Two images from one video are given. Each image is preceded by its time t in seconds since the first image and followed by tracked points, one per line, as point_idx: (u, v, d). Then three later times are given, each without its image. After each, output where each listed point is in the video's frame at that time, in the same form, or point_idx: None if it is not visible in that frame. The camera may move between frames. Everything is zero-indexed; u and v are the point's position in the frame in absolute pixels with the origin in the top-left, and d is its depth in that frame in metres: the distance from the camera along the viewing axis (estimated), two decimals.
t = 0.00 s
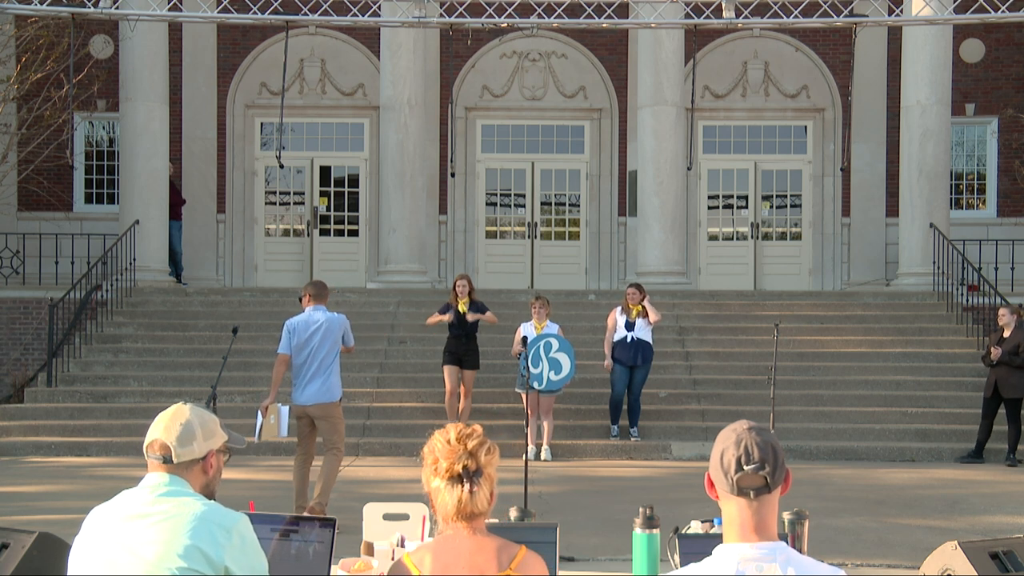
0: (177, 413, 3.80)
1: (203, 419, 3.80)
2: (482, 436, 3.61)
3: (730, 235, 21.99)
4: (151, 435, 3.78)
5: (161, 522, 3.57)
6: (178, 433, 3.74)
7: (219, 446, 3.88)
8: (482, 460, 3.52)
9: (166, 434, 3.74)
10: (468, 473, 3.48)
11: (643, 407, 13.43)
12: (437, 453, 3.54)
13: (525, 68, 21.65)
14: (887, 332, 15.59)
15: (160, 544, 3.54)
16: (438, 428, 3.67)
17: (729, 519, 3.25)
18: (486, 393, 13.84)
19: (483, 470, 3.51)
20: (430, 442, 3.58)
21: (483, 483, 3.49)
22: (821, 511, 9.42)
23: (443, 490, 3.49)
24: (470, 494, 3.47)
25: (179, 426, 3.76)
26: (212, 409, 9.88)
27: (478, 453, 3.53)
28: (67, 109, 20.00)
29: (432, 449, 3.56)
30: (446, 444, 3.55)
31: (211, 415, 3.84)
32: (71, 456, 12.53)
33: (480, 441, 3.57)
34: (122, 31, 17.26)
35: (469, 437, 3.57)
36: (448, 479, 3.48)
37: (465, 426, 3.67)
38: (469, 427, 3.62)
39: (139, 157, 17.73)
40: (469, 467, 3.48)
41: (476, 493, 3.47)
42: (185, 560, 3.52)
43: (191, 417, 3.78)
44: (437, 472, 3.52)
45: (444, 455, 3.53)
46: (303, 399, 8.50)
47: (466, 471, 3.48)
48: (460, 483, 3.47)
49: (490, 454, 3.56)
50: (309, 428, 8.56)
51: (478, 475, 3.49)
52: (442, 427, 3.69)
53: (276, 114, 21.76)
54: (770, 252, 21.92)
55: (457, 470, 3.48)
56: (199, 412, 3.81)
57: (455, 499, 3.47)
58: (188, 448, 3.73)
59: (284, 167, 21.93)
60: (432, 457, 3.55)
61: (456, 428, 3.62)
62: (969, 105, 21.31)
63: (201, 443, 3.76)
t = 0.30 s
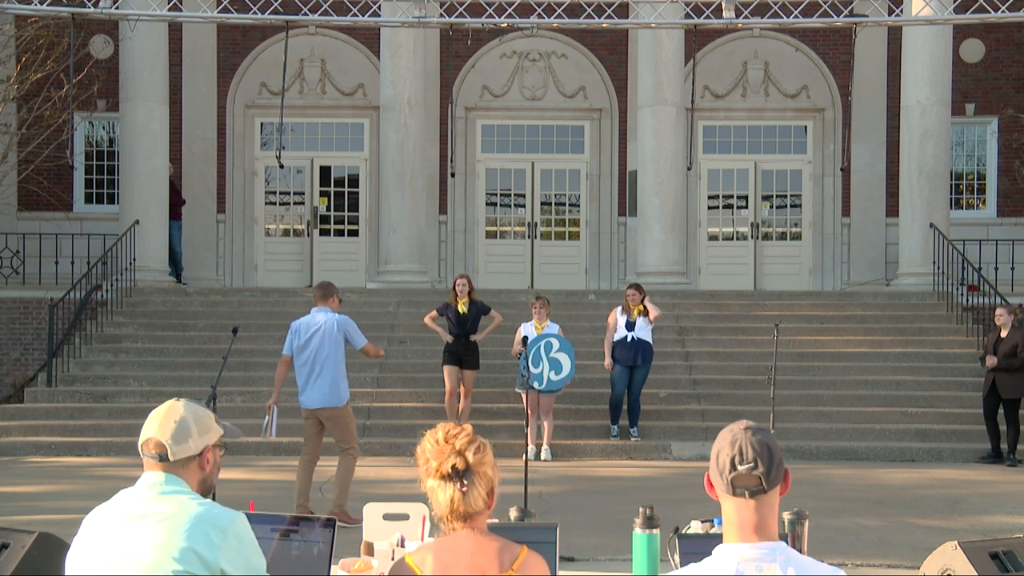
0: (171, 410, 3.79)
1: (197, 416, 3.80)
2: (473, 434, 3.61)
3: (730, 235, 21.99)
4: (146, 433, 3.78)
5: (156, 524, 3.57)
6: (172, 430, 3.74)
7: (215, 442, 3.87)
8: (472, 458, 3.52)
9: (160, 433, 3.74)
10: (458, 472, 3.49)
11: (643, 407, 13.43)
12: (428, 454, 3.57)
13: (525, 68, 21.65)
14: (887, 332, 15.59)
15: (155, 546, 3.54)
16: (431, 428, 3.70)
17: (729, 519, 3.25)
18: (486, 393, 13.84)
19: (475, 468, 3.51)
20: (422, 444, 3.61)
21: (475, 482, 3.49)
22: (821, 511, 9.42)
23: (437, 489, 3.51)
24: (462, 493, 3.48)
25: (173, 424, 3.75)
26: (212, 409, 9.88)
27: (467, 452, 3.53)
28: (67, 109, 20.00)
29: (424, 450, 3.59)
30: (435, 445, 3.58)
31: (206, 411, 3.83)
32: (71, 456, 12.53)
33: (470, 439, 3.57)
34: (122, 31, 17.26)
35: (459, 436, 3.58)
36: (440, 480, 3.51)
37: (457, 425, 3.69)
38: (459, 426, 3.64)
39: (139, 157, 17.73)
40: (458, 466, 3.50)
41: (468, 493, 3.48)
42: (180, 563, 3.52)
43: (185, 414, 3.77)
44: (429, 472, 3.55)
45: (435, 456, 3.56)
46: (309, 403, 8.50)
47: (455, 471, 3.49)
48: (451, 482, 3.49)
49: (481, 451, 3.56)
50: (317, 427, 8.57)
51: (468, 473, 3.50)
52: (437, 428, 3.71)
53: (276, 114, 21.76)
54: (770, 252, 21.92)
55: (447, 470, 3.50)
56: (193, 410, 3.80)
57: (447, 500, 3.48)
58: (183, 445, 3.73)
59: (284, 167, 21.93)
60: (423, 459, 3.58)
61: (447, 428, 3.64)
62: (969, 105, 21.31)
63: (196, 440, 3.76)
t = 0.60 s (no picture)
0: (168, 406, 3.78)
1: (194, 412, 3.79)
2: (474, 433, 3.61)
3: (730, 235, 21.99)
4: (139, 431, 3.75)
5: (156, 527, 3.56)
6: (170, 423, 3.72)
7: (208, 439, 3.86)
8: (472, 457, 3.52)
9: (160, 426, 3.72)
10: (458, 471, 3.49)
11: (643, 407, 13.43)
12: (428, 452, 3.57)
13: (525, 68, 21.65)
14: (887, 332, 15.59)
15: (156, 551, 3.53)
16: (431, 427, 3.70)
17: (729, 520, 3.25)
18: (486, 393, 13.85)
19: (475, 467, 3.51)
20: (422, 442, 3.61)
21: (475, 480, 3.49)
22: (821, 511, 9.42)
23: (438, 487, 3.51)
24: (463, 492, 3.48)
25: (171, 417, 3.74)
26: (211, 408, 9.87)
27: (467, 450, 3.53)
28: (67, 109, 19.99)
29: (424, 449, 3.59)
30: (435, 443, 3.58)
31: (200, 409, 3.82)
32: (71, 456, 12.53)
33: (470, 438, 3.57)
34: (122, 31, 17.26)
35: (460, 434, 3.58)
36: (440, 479, 3.51)
37: (456, 424, 3.69)
38: (459, 424, 3.64)
39: (139, 157, 17.73)
40: (458, 465, 3.50)
41: (468, 493, 3.47)
42: (181, 567, 3.51)
43: (183, 409, 3.76)
44: (430, 470, 3.55)
45: (436, 455, 3.56)
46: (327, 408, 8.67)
47: (455, 470, 3.49)
48: (451, 481, 3.49)
49: (482, 450, 3.55)
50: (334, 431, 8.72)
51: (469, 472, 3.49)
52: (437, 427, 3.71)
53: (276, 114, 21.76)
54: (770, 252, 21.92)
55: (447, 468, 3.50)
56: (188, 407, 3.79)
57: (447, 500, 3.48)
58: (184, 438, 3.71)
59: (284, 167, 21.93)
60: (423, 458, 3.58)
61: (447, 427, 3.64)
62: (969, 105, 21.31)
63: (196, 434, 3.75)
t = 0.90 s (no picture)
0: (144, 413, 3.73)
1: (168, 419, 3.76)
2: (480, 429, 3.61)
3: (730, 235, 21.98)
4: (118, 437, 3.69)
5: (150, 526, 3.56)
6: (152, 424, 3.68)
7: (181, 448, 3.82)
8: (478, 453, 3.51)
9: (142, 428, 3.66)
10: (464, 467, 3.49)
11: (642, 407, 13.43)
12: (434, 447, 3.57)
13: (525, 68, 21.65)
14: (887, 332, 15.59)
15: (152, 549, 3.53)
16: (436, 422, 3.70)
17: (729, 519, 3.25)
18: (486, 393, 13.85)
19: (480, 463, 3.51)
20: (427, 437, 3.61)
21: (480, 477, 3.49)
22: (821, 511, 9.42)
23: (442, 483, 3.50)
24: (467, 488, 3.48)
25: (153, 420, 3.69)
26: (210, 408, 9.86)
27: (473, 446, 3.53)
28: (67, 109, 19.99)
29: (429, 443, 3.59)
30: (441, 438, 3.57)
31: (170, 419, 3.77)
32: (71, 456, 12.53)
33: (476, 434, 3.56)
34: (122, 31, 17.26)
35: (466, 430, 3.58)
36: (445, 474, 3.50)
37: (461, 420, 3.69)
38: (465, 420, 3.63)
39: (139, 157, 17.73)
40: (464, 461, 3.49)
41: (473, 489, 3.48)
42: (179, 564, 3.51)
43: (158, 416, 3.73)
44: (435, 466, 3.54)
45: (441, 450, 3.55)
46: (366, 408, 8.83)
47: (460, 466, 3.49)
48: (457, 477, 3.49)
49: (487, 446, 3.55)
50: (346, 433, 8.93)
51: (474, 468, 3.49)
52: (441, 421, 3.71)
53: (276, 114, 21.76)
54: (770, 252, 21.92)
55: (452, 464, 3.49)
56: (160, 415, 3.74)
57: (452, 496, 3.48)
58: (169, 437, 3.68)
59: (284, 167, 21.93)
60: (429, 451, 3.58)
61: (453, 421, 3.63)
62: (969, 105, 21.31)
63: (176, 436, 3.73)
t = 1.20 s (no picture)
0: (121, 426, 3.90)
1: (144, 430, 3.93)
2: (487, 429, 3.62)
3: (730, 235, 21.98)
4: (96, 448, 3.85)
5: (138, 518, 3.71)
6: (130, 433, 3.87)
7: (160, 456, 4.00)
8: (485, 452, 3.52)
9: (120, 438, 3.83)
10: (471, 465, 3.49)
11: (643, 407, 13.43)
12: (441, 446, 3.56)
13: (525, 68, 21.65)
14: (887, 332, 15.59)
15: (142, 538, 3.68)
16: (443, 421, 3.70)
17: (730, 519, 3.25)
18: (486, 393, 13.85)
19: (487, 463, 3.51)
20: (434, 436, 3.61)
21: (487, 477, 3.49)
22: (821, 511, 9.42)
23: (447, 482, 3.50)
24: (473, 487, 3.48)
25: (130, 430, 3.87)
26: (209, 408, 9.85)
27: (481, 446, 3.54)
28: (67, 109, 19.99)
29: (436, 442, 3.58)
30: (449, 437, 3.58)
31: (146, 429, 3.95)
32: (71, 456, 12.53)
33: (484, 434, 3.57)
34: (122, 31, 17.26)
35: (474, 429, 3.58)
36: (451, 473, 3.50)
37: (469, 420, 3.70)
38: (473, 419, 3.64)
39: (139, 157, 17.73)
40: (471, 460, 3.50)
41: (479, 488, 3.48)
42: (171, 549, 3.67)
43: (136, 427, 3.90)
44: (441, 465, 3.54)
45: (448, 449, 3.55)
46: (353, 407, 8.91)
47: (467, 465, 3.49)
48: (463, 475, 3.48)
49: (494, 446, 3.56)
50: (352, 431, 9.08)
51: (481, 467, 3.50)
52: (447, 421, 3.72)
53: (276, 114, 21.76)
54: (770, 252, 21.92)
55: (459, 462, 3.50)
56: (136, 426, 3.92)
57: (456, 495, 3.48)
58: (147, 444, 3.86)
59: (284, 167, 21.93)
60: (436, 450, 3.57)
61: (460, 420, 3.64)
62: (969, 105, 21.31)
63: (154, 443, 3.90)
